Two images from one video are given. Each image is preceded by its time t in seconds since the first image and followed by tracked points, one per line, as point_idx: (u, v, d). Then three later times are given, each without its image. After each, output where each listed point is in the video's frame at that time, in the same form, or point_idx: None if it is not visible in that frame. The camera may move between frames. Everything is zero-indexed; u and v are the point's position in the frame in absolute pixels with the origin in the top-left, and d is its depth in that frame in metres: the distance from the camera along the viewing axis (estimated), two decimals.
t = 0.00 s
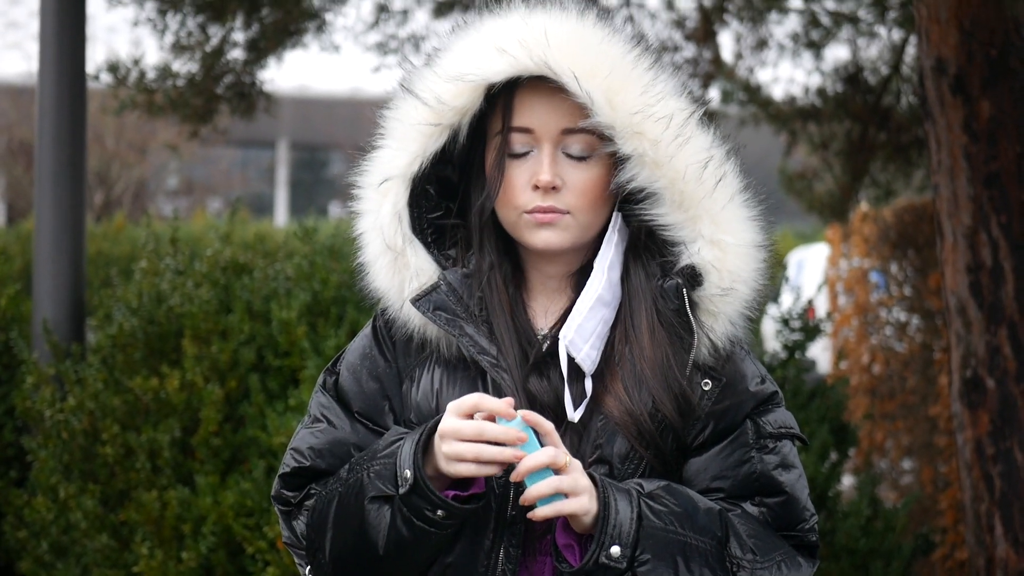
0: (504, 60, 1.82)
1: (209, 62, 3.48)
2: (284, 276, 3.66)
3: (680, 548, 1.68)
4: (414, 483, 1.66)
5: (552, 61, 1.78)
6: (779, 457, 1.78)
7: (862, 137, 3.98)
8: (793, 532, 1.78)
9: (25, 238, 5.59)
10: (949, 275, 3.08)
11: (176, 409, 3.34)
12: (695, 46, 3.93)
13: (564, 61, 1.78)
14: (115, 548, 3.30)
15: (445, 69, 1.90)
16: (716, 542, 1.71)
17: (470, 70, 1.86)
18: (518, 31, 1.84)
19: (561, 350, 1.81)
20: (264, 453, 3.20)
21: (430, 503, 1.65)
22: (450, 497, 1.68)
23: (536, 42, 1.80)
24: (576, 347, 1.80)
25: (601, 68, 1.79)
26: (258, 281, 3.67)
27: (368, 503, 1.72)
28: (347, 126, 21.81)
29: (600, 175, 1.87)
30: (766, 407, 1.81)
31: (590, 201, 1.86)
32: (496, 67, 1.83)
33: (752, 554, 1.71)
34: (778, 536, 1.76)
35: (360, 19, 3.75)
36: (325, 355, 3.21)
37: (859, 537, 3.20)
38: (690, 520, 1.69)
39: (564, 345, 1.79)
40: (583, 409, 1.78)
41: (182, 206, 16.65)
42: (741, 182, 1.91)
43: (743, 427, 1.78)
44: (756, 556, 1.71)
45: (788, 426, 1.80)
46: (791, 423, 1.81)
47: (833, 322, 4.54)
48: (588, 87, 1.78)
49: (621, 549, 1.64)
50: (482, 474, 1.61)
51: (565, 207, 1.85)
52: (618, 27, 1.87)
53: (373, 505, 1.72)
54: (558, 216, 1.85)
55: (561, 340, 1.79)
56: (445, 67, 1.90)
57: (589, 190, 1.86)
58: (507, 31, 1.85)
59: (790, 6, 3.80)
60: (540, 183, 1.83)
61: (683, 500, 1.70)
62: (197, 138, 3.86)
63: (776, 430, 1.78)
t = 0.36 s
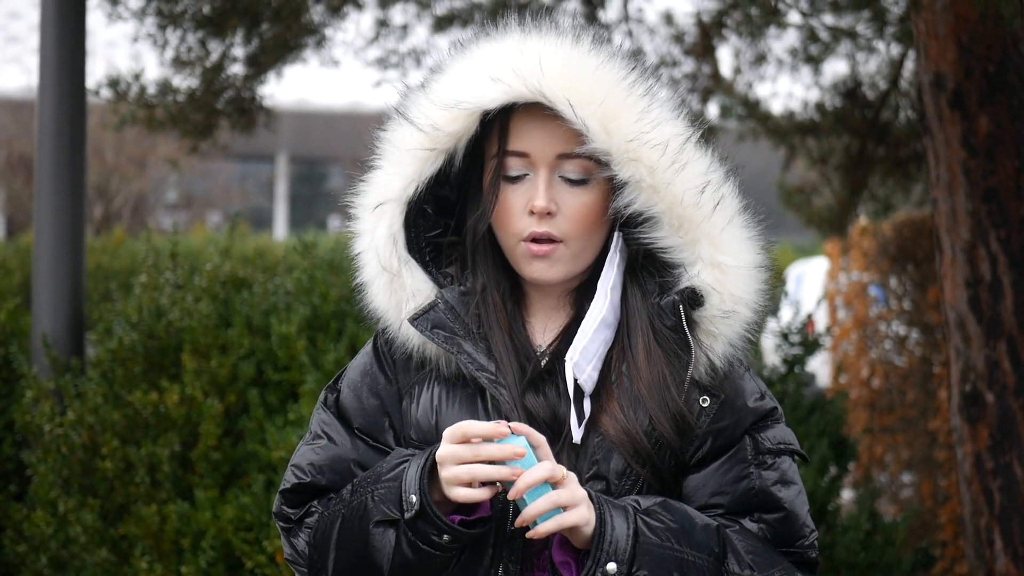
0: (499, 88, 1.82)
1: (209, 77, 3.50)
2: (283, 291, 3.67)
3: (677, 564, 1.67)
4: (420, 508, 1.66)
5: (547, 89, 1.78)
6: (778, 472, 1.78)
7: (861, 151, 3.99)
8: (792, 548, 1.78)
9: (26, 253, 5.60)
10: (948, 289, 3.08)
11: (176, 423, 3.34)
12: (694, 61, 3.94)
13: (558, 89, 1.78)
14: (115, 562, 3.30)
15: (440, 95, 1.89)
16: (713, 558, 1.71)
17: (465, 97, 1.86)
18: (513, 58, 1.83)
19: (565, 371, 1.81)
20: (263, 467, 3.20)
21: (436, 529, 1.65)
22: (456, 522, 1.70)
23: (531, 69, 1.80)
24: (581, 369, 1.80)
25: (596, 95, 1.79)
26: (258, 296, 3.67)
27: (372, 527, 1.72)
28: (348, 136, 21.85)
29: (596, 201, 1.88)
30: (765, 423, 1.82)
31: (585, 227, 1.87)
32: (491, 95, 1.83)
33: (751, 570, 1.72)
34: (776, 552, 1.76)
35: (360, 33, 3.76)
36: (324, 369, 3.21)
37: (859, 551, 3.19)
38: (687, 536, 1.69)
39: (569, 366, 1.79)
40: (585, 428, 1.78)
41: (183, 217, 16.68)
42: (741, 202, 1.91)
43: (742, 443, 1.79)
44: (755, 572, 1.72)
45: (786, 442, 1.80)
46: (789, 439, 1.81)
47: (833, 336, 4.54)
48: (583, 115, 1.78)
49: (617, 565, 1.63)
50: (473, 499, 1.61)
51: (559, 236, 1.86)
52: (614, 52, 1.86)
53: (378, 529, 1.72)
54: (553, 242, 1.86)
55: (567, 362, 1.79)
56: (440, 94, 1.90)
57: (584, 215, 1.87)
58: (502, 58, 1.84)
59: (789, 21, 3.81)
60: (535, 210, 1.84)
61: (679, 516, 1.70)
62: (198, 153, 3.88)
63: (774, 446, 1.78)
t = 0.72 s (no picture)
0: (499, 90, 1.81)
1: (216, 72, 3.49)
2: (288, 285, 3.67)
3: (673, 563, 1.69)
4: (423, 507, 1.66)
5: (547, 93, 1.78)
6: (779, 472, 1.77)
7: (866, 151, 4.00)
8: (793, 548, 1.78)
9: (29, 246, 5.60)
10: (953, 290, 3.09)
11: (179, 417, 3.35)
12: (700, 60, 3.95)
13: (557, 93, 1.78)
14: (118, 555, 3.31)
15: (441, 98, 1.89)
16: (711, 558, 1.71)
17: (465, 101, 1.85)
18: (512, 61, 1.83)
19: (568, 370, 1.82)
20: (267, 461, 3.20)
21: (438, 527, 1.66)
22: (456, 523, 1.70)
23: (530, 72, 1.79)
24: (584, 369, 1.80)
25: (596, 99, 1.78)
26: (263, 290, 3.67)
27: (375, 524, 1.73)
28: (350, 132, 21.84)
29: (597, 202, 1.87)
30: (768, 422, 1.81)
31: (587, 227, 1.87)
32: (490, 97, 1.82)
33: (749, 569, 1.72)
34: (777, 551, 1.76)
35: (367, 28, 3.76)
36: (329, 364, 3.21)
37: (862, 550, 3.20)
38: (685, 535, 1.70)
39: (572, 367, 1.80)
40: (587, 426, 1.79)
41: (185, 213, 16.69)
42: (744, 203, 1.90)
43: (744, 442, 1.78)
44: (753, 571, 1.72)
45: (789, 441, 1.79)
46: (793, 438, 1.80)
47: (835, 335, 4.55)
48: (583, 118, 1.77)
49: (614, 563, 1.65)
50: (459, 490, 1.61)
51: (561, 234, 1.86)
52: (613, 55, 1.85)
53: (381, 527, 1.73)
54: (555, 243, 1.86)
55: (569, 362, 1.80)
56: (440, 97, 1.89)
57: (586, 216, 1.87)
58: (501, 62, 1.84)
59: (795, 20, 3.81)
60: (537, 211, 1.84)
61: (678, 515, 1.71)
62: (203, 148, 3.88)
63: (777, 445, 1.77)
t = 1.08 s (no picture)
0: (492, 97, 1.81)
1: (214, 72, 3.50)
2: (285, 286, 3.66)
3: (664, 566, 1.69)
4: (418, 512, 1.66)
5: (541, 100, 1.77)
6: (774, 476, 1.77)
7: (864, 154, 4.00)
8: (787, 552, 1.77)
9: (26, 246, 5.60)
10: (950, 293, 3.09)
11: (176, 418, 3.34)
12: (698, 62, 3.95)
13: (551, 100, 1.77)
14: (114, 556, 3.31)
15: (435, 104, 1.89)
16: (703, 562, 1.72)
17: (459, 108, 1.85)
18: (506, 68, 1.82)
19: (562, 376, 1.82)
20: (264, 462, 3.20)
21: (432, 533, 1.66)
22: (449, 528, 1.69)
23: (524, 79, 1.79)
24: (579, 374, 1.81)
25: (591, 107, 1.77)
26: (259, 291, 3.66)
27: (371, 528, 1.73)
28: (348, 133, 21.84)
29: (593, 207, 1.87)
30: (763, 425, 1.80)
31: (583, 232, 1.87)
32: (485, 103, 1.82)
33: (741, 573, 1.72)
34: (770, 555, 1.75)
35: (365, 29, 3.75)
36: (326, 365, 3.21)
37: (858, 552, 3.20)
38: (677, 539, 1.70)
39: (566, 373, 1.81)
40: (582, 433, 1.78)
41: (183, 213, 16.69)
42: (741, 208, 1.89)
43: (738, 445, 1.78)
44: None
45: (784, 445, 1.78)
46: (788, 441, 1.79)
47: (832, 337, 4.55)
48: (577, 125, 1.77)
49: (605, 567, 1.65)
50: (433, 493, 1.64)
51: (556, 239, 1.86)
52: (608, 59, 1.84)
53: (376, 531, 1.72)
54: (551, 248, 1.86)
55: (563, 368, 1.81)
56: (435, 102, 1.88)
57: (582, 221, 1.87)
58: (495, 68, 1.83)
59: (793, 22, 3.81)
60: (532, 217, 1.84)
61: (670, 519, 1.71)
62: (200, 148, 3.88)
63: (771, 449, 1.77)
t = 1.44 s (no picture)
0: (497, 104, 1.81)
1: (213, 74, 3.50)
2: (286, 289, 3.66)
3: (667, 571, 1.69)
4: (418, 519, 1.65)
5: (545, 108, 1.77)
6: (777, 480, 1.76)
7: (864, 156, 4.00)
8: (790, 556, 1.77)
9: (25, 249, 5.60)
10: (951, 295, 3.09)
11: (176, 421, 3.34)
12: (698, 64, 3.96)
13: (556, 108, 1.76)
14: (114, 559, 3.30)
15: (439, 110, 1.88)
16: (706, 567, 1.72)
17: (463, 115, 1.84)
18: (511, 75, 1.81)
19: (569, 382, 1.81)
20: (264, 466, 3.20)
21: (433, 539, 1.65)
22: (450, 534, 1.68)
23: (529, 87, 1.78)
24: (586, 381, 1.81)
25: (596, 115, 1.77)
26: (260, 294, 3.65)
27: (371, 534, 1.73)
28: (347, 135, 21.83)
29: (597, 214, 1.88)
30: (767, 429, 1.80)
31: (587, 237, 1.87)
32: (489, 111, 1.81)
33: None
34: (773, 559, 1.75)
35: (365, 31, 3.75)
36: (326, 368, 3.21)
37: (859, 555, 3.20)
38: (681, 545, 1.70)
39: (574, 379, 1.79)
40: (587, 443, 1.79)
41: (182, 216, 16.69)
42: (747, 213, 1.89)
43: (741, 449, 1.78)
44: None
45: (787, 449, 1.78)
46: (791, 444, 1.79)
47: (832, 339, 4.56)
48: (583, 134, 1.76)
49: (608, 573, 1.65)
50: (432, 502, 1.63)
51: (561, 245, 1.86)
52: (613, 66, 1.83)
53: (377, 536, 1.73)
54: (554, 254, 1.86)
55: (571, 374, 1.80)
56: (439, 109, 1.88)
57: (586, 227, 1.87)
58: (500, 75, 1.82)
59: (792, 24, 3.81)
60: (536, 223, 1.84)
61: (674, 524, 1.71)
62: (200, 151, 3.87)
63: (774, 453, 1.77)
